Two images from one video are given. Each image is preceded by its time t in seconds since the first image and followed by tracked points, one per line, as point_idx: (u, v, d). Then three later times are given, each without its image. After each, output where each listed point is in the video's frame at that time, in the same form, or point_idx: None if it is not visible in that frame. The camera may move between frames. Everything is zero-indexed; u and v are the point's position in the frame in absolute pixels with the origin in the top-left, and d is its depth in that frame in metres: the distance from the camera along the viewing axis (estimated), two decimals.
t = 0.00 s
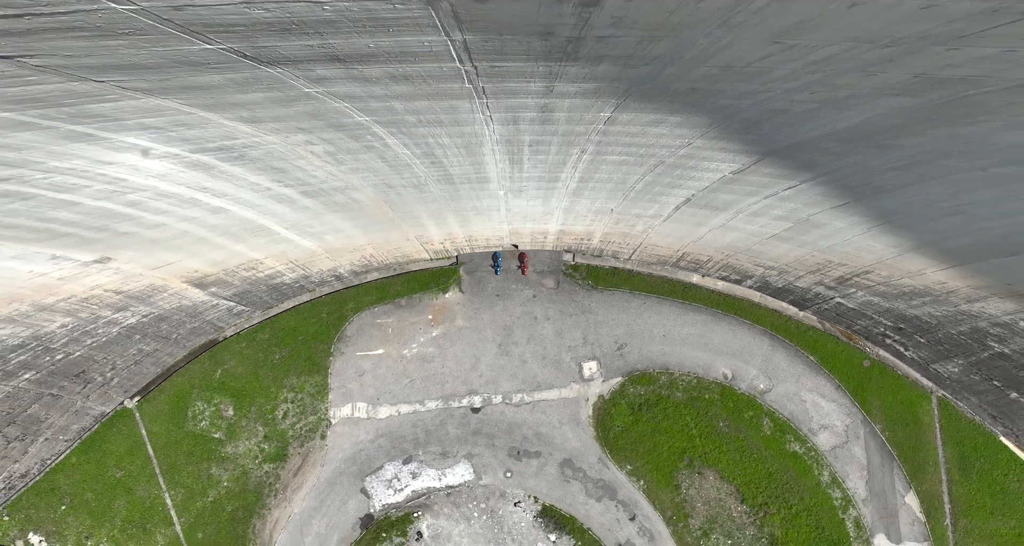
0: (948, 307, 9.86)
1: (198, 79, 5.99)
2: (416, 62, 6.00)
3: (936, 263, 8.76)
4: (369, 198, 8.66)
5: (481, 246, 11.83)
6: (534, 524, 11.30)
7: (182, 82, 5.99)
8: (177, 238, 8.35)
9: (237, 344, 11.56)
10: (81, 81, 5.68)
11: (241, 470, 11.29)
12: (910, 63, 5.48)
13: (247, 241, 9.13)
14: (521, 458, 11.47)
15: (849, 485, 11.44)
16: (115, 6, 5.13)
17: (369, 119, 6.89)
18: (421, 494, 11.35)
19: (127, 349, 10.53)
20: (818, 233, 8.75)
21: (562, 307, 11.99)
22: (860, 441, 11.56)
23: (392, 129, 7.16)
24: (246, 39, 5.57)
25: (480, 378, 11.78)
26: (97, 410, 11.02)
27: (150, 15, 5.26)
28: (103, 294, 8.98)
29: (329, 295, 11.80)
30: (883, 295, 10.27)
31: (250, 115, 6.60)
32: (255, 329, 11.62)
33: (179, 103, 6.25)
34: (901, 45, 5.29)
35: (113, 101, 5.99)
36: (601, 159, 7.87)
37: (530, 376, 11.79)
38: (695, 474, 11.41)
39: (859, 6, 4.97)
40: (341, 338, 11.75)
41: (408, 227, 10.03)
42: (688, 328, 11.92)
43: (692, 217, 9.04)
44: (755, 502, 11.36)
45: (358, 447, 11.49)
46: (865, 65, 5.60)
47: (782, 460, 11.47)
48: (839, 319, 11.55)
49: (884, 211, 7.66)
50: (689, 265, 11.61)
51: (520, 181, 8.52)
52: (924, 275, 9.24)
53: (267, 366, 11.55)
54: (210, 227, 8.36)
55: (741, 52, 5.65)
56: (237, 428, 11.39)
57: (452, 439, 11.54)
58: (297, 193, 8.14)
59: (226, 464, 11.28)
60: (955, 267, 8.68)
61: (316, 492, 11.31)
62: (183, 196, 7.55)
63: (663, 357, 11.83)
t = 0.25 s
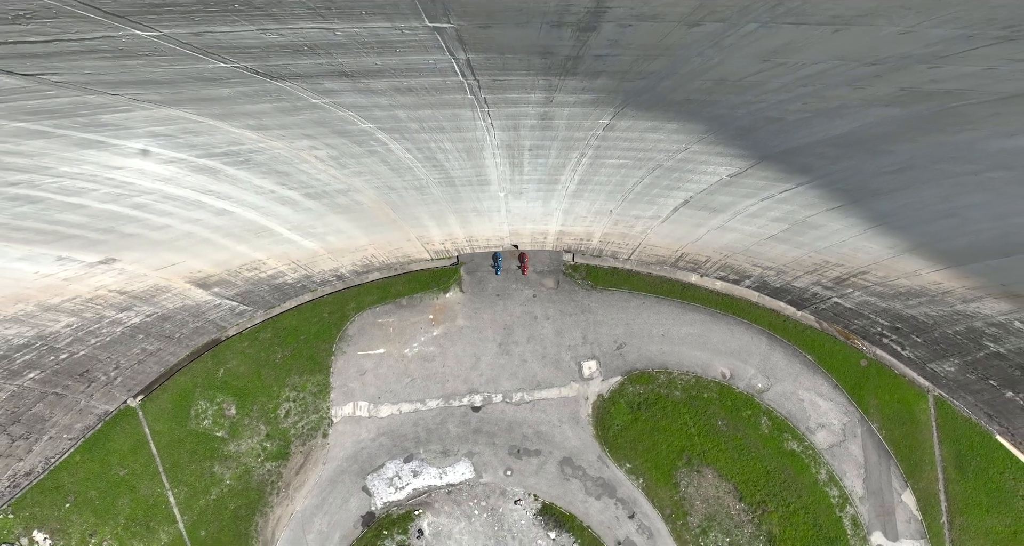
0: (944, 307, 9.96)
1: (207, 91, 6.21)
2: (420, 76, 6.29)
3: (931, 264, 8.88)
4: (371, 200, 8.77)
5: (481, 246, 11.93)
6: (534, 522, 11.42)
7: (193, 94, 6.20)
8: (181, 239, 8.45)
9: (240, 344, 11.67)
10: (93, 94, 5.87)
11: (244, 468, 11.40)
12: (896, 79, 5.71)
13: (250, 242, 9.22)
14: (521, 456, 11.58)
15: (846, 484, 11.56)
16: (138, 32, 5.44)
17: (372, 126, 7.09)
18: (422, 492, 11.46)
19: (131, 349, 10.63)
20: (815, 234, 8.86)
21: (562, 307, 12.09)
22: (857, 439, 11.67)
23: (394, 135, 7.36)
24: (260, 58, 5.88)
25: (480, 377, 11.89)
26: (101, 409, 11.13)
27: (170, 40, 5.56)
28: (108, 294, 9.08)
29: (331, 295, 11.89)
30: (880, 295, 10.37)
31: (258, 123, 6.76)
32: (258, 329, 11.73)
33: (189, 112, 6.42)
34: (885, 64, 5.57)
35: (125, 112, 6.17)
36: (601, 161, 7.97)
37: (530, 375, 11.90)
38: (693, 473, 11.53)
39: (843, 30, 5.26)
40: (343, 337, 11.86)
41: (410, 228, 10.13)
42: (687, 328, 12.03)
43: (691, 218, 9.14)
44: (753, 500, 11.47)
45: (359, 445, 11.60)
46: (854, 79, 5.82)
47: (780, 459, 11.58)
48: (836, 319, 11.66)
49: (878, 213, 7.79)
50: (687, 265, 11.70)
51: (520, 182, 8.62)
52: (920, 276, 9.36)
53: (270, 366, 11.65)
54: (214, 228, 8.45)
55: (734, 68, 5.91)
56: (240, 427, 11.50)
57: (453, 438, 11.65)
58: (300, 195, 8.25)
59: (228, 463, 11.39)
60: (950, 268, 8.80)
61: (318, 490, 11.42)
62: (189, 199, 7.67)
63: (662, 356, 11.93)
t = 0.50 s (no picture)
0: (941, 307, 10.06)
1: (220, 102, 6.32)
2: (425, 90, 6.54)
3: (927, 265, 8.99)
4: (373, 202, 8.87)
5: (482, 246, 12.03)
6: (534, 520, 11.53)
7: (206, 105, 6.32)
8: (186, 240, 8.55)
9: (242, 343, 11.77)
10: (110, 103, 5.99)
11: (247, 466, 11.52)
12: (884, 92, 5.84)
13: (253, 243, 9.32)
14: (522, 454, 11.69)
15: (844, 482, 11.67)
16: (158, 55, 5.64)
17: (375, 132, 7.27)
18: (423, 490, 11.58)
19: (135, 348, 10.74)
20: (811, 236, 8.97)
21: (562, 306, 12.19)
22: (854, 438, 11.79)
23: (397, 140, 7.53)
24: (272, 75, 6.10)
25: (481, 376, 12.00)
26: (105, 407, 11.24)
27: (188, 62, 5.76)
28: (112, 294, 9.17)
29: (332, 294, 12.00)
30: (877, 295, 10.47)
31: (265, 131, 6.89)
32: (260, 328, 11.83)
33: (201, 122, 6.52)
34: (872, 80, 5.73)
35: (138, 121, 6.29)
36: (600, 163, 8.09)
37: (530, 374, 12.01)
38: (692, 471, 11.64)
39: (828, 52, 5.49)
40: (345, 336, 11.97)
41: (411, 229, 10.24)
42: (686, 327, 12.14)
43: (689, 220, 9.25)
44: (751, 498, 11.58)
45: (361, 443, 11.71)
46: (844, 93, 5.97)
47: (778, 457, 11.69)
48: (834, 318, 11.77)
49: (874, 215, 7.90)
50: (686, 265, 11.80)
51: (520, 184, 8.73)
52: (916, 277, 9.47)
53: (272, 364, 11.76)
54: (218, 229, 8.55)
55: (727, 83, 6.13)
56: (242, 425, 11.61)
57: (453, 436, 11.76)
58: (303, 197, 8.35)
59: (231, 461, 11.50)
60: (946, 269, 8.89)
61: (319, 488, 11.54)
62: (194, 202, 7.77)
63: (661, 355, 12.04)
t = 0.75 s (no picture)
0: (937, 307, 10.15)
1: (224, 111, 6.49)
2: (427, 97, 6.68)
3: (923, 265, 9.07)
4: (375, 203, 8.96)
5: (482, 246, 12.10)
6: (534, 518, 11.63)
7: (215, 114, 6.51)
8: (189, 240, 8.63)
9: (244, 342, 11.86)
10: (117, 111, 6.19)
11: (249, 465, 11.62)
12: (873, 103, 6.07)
13: (255, 243, 9.39)
14: (521, 453, 11.79)
15: (841, 480, 11.77)
16: (176, 73, 5.94)
17: (378, 137, 7.39)
18: (423, 488, 11.68)
19: (138, 347, 10.83)
20: (808, 237, 9.06)
21: (561, 306, 12.28)
22: (852, 437, 11.88)
23: (400, 145, 7.65)
24: (280, 88, 6.35)
25: (481, 376, 12.09)
26: (108, 406, 11.33)
27: (204, 79, 6.05)
28: (116, 295, 9.26)
29: (334, 294, 12.09)
30: (874, 295, 10.56)
31: (271, 137, 7.04)
32: (262, 328, 11.92)
33: (209, 128, 6.70)
34: (862, 92, 5.97)
35: (148, 128, 6.48)
36: (600, 165, 8.18)
37: (530, 373, 12.10)
38: (691, 469, 11.74)
39: (816, 71, 5.78)
40: (346, 336, 12.06)
41: (412, 229, 10.32)
42: (685, 327, 12.22)
43: (688, 221, 9.35)
44: (750, 497, 11.68)
45: (362, 442, 11.81)
46: (834, 104, 6.21)
47: (776, 456, 11.79)
48: (832, 318, 11.86)
49: (870, 217, 8.01)
50: (685, 265, 11.90)
51: (520, 186, 8.82)
52: (913, 277, 9.56)
53: (274, 364, 11.85)
54: (221, 230, 8.63)
55: (720, 95, 6.39)
56: (244, 424, 11.70)
57: (454, 435, 11.86)
58: (306, 199, 8.43)
59: (233, 459, 11.60)
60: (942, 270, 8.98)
61: (321, 486, 11.63)
62: (198, 204, 7.88)
63: (660, 355, 12.14)
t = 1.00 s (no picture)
0: (933, 308, 10.25)
1: (234, 122, 6.86)
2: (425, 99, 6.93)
3: (918, 266, 9.19)
4: (376, 205, 9.06)
5: (482, 247, 12.18)
6: (534, 515, 11.75)
7: (224, 124, 6.84)
8: (192, 241, 8.72)
9: (246, 342, 11.96)
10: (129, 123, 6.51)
11: (251, 463, 11.72)
12: (854, 116, 6.63)
13: (258, 244, 9.48)
14: (521, 451, 11.90)
15: (838, 479, 11.88)
16: (193, 92, 6.41)
17: (381, 143, 7.66)
18: (424, 486, 11.80)
19: (141, 347, 10.93)
20: (806, 237, 9.15)
21: (561, 305, 12.38)
22: (849, 435, 11.99)
23: (402, 149, 7.88)
24: (291, 103, 6.79)
25: (481, 375, 12.19)
26: (111, 405, 11.42)
27: (219, 97, 6.54)
28: (120, 295, 9.36)
29: (335, 294, 12.18)
30: (871, 295, 10.66)
31: (277, 144, 7.31)
32: (264, 327, 12.02)
33: (217, 136, 6.97)
34: (837, 109, 6.58)
35: (158, 136, 6.76)
36: (599, 167, 8.30)
37: (530, 372, 12.20)
38: (689, 468, 11.85)
39: (798, 90, 6.42)
40: (347, 335, 12.16)
41: (413, 230, 10.42)
42: (684, 326, 12.32)
43: (685, 222, 9.48)
44: (747, 495, 11.80)
45: (363, 441, 11.91)
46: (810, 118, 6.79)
47: (774, 454, 11.91)
48: (829, 318, 11.97)
49: (864, 218, 8.16)
50: (684, 265, 12.00)
51: (520, 187, 8.93)
52: (908, 278, 9.66)
53: (276, 363, 11.96)
54: (224, 231, 8.73)
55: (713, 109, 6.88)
56: (246, 423, 11.81)
57: (454, 433, 11.97)
58: (308, 201, 8.53)
59: (236, 458, 11.71)
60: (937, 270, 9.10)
61: (322, 484, 11.75)
62: (202, 206, 8.00)
63: (659, 354, 12.24)
